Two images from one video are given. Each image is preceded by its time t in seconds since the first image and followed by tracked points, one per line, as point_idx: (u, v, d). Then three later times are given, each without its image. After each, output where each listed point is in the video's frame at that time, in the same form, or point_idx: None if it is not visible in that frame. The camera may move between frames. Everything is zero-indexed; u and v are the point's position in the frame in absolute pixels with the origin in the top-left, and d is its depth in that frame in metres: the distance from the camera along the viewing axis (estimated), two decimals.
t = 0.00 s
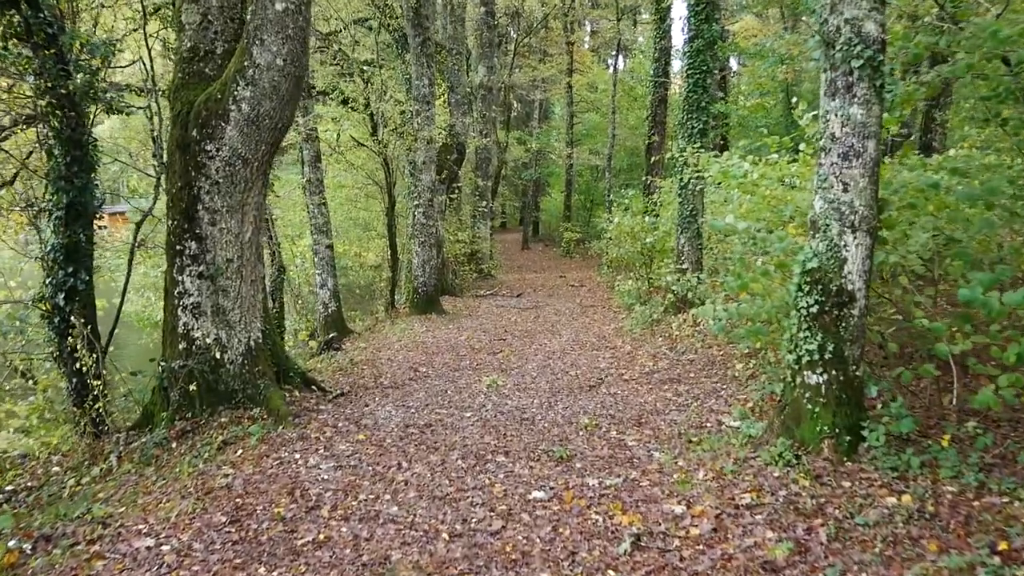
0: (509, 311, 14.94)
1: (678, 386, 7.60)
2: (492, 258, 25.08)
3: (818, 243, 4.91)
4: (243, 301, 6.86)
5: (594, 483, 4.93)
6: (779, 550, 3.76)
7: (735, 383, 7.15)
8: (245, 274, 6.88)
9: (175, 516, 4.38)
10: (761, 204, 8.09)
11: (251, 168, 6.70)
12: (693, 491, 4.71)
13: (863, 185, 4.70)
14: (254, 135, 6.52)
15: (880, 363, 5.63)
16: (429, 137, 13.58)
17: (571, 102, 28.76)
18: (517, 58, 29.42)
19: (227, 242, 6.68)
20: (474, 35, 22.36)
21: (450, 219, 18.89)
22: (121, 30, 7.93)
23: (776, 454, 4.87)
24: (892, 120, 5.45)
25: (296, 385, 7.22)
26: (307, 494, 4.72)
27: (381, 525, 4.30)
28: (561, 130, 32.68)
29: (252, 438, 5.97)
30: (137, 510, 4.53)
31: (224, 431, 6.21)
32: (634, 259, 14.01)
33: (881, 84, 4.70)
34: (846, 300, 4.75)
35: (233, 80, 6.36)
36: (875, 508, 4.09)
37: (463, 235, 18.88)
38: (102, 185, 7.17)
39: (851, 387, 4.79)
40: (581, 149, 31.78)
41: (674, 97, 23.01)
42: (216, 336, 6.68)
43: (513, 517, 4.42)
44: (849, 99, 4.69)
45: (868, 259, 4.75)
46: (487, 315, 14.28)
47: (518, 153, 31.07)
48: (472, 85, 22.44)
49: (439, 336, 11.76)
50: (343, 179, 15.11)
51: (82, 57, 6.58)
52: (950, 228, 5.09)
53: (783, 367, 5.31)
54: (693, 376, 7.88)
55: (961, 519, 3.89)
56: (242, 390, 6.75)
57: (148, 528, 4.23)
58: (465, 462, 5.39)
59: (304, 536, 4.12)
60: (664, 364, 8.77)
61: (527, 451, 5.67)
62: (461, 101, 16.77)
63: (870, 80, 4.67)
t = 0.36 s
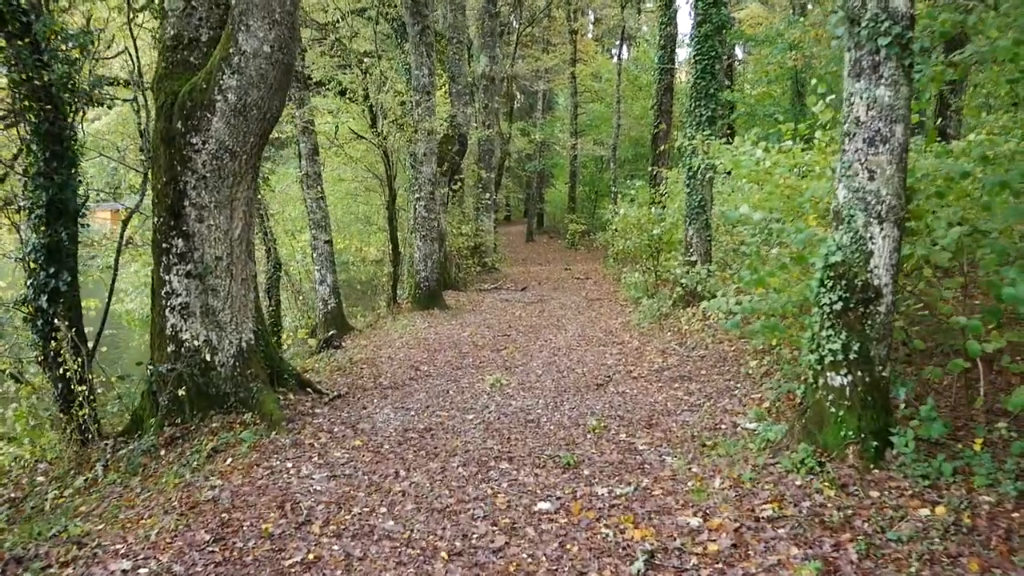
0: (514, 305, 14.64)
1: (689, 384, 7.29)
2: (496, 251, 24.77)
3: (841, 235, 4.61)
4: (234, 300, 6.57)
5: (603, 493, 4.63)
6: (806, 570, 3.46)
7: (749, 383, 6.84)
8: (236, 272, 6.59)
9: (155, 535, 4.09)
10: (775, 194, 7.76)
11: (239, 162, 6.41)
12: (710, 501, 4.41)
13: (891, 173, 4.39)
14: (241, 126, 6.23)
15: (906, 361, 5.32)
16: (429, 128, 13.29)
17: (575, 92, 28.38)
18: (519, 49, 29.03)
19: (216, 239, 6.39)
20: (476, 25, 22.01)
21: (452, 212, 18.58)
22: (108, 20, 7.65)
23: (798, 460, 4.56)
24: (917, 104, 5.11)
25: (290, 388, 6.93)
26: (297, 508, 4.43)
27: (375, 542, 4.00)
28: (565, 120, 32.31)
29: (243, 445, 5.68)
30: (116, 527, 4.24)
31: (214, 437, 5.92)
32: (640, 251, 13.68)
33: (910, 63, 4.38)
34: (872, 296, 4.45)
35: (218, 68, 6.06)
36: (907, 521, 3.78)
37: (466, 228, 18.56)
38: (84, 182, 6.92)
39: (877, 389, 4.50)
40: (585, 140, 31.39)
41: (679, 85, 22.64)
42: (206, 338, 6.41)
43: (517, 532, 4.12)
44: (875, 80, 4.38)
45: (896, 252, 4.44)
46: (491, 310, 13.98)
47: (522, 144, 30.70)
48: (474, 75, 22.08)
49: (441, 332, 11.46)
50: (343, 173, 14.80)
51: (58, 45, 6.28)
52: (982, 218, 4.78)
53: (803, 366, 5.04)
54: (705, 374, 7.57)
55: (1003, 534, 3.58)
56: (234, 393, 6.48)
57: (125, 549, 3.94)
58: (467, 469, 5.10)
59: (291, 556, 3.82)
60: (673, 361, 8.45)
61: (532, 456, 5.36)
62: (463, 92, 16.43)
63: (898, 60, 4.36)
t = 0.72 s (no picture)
0: (514, 315, 14.24)
1: (696, 402, 6.88)
2: (499, 257, 24.38)
3: (864, 245, 4.17)
4: (214, 308, 6.10)
5: (603, 527, 4.22)
6: None
7: (760, 402, 6.43)
8: (217, 279, 6.12)
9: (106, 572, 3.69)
10: (787, 201, 7.36)
11: (223, 162, 5.96)
12: (721, 538, 4.00)
13: (917, 177, 3.96)
14: (226, 124, 5.79)
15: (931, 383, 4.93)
16: (428, 131, 12.92)
17: (579, 98, 28.01)
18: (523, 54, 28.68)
19: (197, 243, 5.93)
20: (480, 28, 21.67)
21: (452, 218, 18.18)
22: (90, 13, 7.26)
23: (817, 492, 4.15)
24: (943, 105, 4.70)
25: (272, 403, 6.50)
26: (266, 541, 4.03)
27: None
28: (569, 126, 31.95)
29: (217, 467, 5.28)
30: (65, 562, 3.85)
31: (187, 457, 5.53)
32: (644, 259, 13.28)
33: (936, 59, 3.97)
34: (897, 311, 4.01)
35: (201, 63, 5.67)
36: (944, 566, 3.37)
37: (467, 235, 18.17)
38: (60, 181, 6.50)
39: (904, 413, 4.05)
40: (590, 146, 31.02)
41: (685, 91, 22.26)
42: (184, 348, 5.94)
43: (506, 573, 3.71)
44: (899, 77, 3.96)
45: (923, 263, 4.00)
46: (490, 319, 13.57)
47: (526, 150, 30.32)
48: (477, 79, 21.72)
49: (438, 342, 11.05)
50: (340, 177, 14.42)
51: (34, 36, 5.89)
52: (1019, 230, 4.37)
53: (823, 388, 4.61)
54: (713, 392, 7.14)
55: None
56: (211, 408, 6.00)
57: None
58: (455, 497, 4.69)
59: None
60: (680, 376, 8.02)
61: (527, 482, 4.96)
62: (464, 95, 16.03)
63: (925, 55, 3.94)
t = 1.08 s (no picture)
0: (509, 321, 13.92)
1: (695, 418, 6.56)
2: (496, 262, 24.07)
3: (881, 257, 3.87)
4: (185, 315, 5.79)
5: (592, 557, 3.90)
6: None
7: (763, 420, 6.11)
8: (189, 284, 5.80)
9: None
10: (792, 209, 7.03)
11: (196, 160, 5.65)
12: (720, 573, 3.68)
13: (942, 186, 3.67)
14: (198, 120, 5.50)
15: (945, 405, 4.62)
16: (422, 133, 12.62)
17: (579, 103, 27.70)
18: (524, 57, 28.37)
19: (168, 245, 5.62)
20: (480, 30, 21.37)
21: (447, 222, 17.87)
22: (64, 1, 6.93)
23: (826, 525, 3.82)
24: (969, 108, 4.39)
25: (247, 414, 6.17)
26: (226, 570, 3.70)
27: None
28: (569, 131, 31.66)
29: (183, 484, 4.96)
30: None
31: (153, 472, 5.20)
32: (643, 267, 12.96)
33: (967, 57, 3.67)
34: (919, 330, 3.71)
35: (172, 53, 5.38)
36: None
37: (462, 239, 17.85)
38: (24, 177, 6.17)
39: (921, 440, 3.76)
40: (589, 151, 30.71)
41: (687, 97, 21.96)
42: (154, 356, 5.64)
43: None
44: (926, 75, 3.65)
45: (946, 278, 3.71)
46: (484, 326, 13.24)
47: (525, 155, 30.00)
48: (475, 81, 21.40)
49: (429, 350, 10.72)
50: (332, 178, 14.11)
51: None
52: None
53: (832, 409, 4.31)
54: (713, 407, 6.82)
55: None
56: (182, 419, 5.73)
57: None
58: (436, 521, 4.37)
59: None
60: (678, 390, 7.70)
61: (513, 505, 4.64)
62: (462, 96, 15.71)
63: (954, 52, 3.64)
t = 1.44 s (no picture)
0: (504, 335, 13.51)
1: (699, 444, 6.15)
2: (492, 273, 23.66)
3: (909, 274, 3.45)
4: (154, 329, 5.34)
5: None
6: None
7: (773, 448, 5.70)
8: (159, 295, 5.35)
9: None
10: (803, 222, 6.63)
11: (168, 162, 5.21)
12: None
13: (979, 196, 3.27)
14: (170, 119, 5.07)
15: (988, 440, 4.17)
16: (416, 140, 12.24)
17: (579, 113, 27.33)
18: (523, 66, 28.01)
19: (137, 254, 5.17)
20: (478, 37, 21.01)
21: (443, 232, 17.48)
22: None
23: None
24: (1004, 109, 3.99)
25: (219, 436, 5.74)
26: None
27: None
28: (568, 141, 31.30)
29: (142, 516, 4.54)
30: None
31: (112, 503, 4.79)
32: (643, 280, 12.56)
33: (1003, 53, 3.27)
34: (953, 355, 3.29)
35: (144, 48, 4.96)
36: None
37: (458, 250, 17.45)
38: None
39: (959, 479, 3.32)
40: (588, 162, 30.35)
41: (687, 107, 21.60)
42: (119, 373, 5.19)
43: None
44: (957, 74, 3.25)
45: (983, 298, 3.30)
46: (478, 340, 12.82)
47: (523, 164, 29.62)
48: (472, 89, 21.01)
49: (420, 365, 10.30)
50: (324, 187, 13.72)
51: None
52: None
53: (853, 445, 3.91)
54: (718, 431, 6.40)
55: None
56: (149, 441, 5.28)
57: None
58: (416, 564, 3.96)
59: None
60: (680, 412, 7.27)
61: (502, 545, 4.22)
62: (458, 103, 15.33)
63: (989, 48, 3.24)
